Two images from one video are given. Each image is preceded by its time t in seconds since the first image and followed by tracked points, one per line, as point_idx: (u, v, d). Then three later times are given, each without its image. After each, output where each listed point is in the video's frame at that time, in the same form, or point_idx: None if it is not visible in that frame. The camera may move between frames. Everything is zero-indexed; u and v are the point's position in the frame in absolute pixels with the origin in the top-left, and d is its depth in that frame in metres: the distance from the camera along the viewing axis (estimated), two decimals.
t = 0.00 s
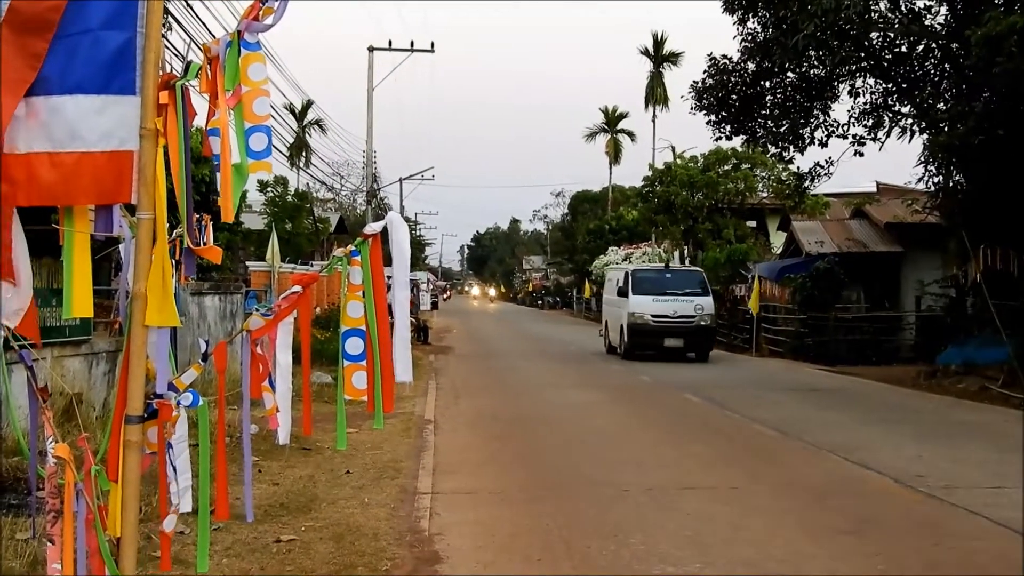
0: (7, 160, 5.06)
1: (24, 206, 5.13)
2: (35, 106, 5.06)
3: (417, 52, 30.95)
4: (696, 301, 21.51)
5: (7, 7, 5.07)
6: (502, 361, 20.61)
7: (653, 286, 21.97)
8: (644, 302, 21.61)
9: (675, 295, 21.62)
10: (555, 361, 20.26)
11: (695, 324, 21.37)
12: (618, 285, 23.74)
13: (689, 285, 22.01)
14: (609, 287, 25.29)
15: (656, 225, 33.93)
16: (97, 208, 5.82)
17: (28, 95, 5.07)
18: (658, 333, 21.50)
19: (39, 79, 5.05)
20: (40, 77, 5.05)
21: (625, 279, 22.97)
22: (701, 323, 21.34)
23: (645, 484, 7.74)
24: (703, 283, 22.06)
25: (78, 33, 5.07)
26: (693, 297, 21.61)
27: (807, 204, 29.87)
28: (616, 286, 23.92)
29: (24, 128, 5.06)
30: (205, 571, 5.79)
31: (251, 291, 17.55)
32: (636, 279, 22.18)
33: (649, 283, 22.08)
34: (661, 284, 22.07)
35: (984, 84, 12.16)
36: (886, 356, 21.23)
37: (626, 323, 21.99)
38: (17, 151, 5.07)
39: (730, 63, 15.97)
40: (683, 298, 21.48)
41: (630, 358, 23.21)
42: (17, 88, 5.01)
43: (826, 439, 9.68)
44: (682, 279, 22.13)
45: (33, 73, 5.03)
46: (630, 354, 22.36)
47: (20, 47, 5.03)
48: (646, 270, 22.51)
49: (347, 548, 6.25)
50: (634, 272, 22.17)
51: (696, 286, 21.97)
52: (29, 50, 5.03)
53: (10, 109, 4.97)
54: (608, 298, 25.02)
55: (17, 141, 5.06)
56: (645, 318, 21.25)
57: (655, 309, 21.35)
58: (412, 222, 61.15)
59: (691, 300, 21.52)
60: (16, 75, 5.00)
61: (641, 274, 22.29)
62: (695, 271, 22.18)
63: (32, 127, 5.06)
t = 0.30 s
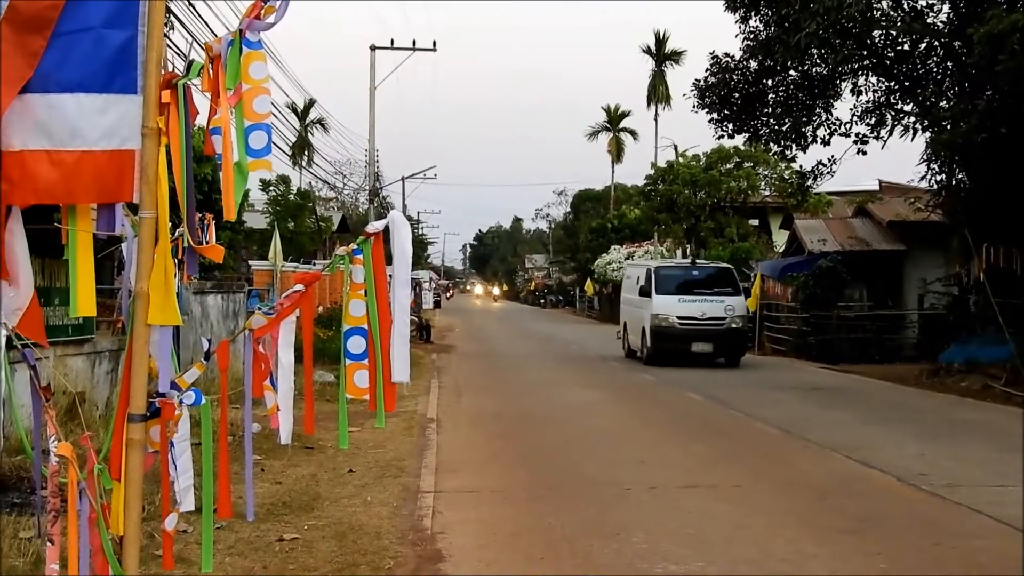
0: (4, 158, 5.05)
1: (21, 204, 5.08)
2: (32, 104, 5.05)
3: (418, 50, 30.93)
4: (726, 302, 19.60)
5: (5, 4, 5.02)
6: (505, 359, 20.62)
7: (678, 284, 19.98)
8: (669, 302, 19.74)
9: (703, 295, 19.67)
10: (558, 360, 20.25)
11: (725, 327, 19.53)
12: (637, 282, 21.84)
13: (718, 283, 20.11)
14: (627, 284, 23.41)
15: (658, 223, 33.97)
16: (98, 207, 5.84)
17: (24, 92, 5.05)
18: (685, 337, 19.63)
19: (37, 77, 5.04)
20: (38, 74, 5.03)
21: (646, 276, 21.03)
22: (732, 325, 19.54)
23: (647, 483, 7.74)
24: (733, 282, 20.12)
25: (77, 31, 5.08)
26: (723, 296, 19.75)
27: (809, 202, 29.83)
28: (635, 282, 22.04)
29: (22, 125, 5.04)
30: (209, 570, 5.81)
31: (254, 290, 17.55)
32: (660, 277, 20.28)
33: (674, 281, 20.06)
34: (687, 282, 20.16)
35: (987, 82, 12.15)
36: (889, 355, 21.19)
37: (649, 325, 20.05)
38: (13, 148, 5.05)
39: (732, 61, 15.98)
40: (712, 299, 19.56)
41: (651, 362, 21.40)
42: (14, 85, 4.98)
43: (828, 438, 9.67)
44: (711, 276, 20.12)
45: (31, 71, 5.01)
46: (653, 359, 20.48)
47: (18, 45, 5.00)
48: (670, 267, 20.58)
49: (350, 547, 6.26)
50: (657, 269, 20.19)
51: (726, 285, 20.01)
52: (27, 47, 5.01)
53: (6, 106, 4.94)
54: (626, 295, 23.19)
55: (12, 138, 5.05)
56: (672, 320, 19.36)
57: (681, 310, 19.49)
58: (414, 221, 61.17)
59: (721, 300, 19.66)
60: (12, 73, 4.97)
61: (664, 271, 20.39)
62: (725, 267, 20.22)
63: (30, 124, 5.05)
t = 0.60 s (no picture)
0: None
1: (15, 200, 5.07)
2: (30, 101, 5.04)
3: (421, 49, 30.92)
4: (759, 300, 17.72)
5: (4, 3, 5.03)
6: (508, 358, 20.64)
7: (706, 281, 18.19)
8: (695, 301, 17.86)
9: (734, 293, 17.79)
10: (561, 358, 20.27)
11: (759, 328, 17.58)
12: (659, 279, 20.07)
13: (750, 280, 18.26)
14: (646, 282, 21.62)
15: (661, 221, 34.15)
16: (100, 205, 5.85)
17: (19, 90, 5.04)
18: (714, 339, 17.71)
19: (33, 74, 5.03)
20: (36, 71, 5.03)
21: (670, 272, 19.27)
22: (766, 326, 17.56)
23: (650, 481, 7.74)
24: (765, 279, 18.33)
25: (78, 29, 5.09)
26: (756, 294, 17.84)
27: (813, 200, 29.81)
28: (657, 279, 20.27)
29: (19, 122, 5.04)
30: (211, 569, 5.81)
31: (257, 289, 17.57)
32: (686, 274, 18.43)
33: (700, 277, 18.31)
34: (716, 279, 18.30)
35: (989, 80, 12.14)
36: (892, 354, 21.17)
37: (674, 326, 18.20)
38: (9, 146, 5.04)
39: (735, 59, 15.97)
40: (743, 297, 17.67)
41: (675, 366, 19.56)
42: (9, 83, 4.98)
43: (831, 436, 9.66)
44: (742, 273, 18.35)
45: (28, 69, 5.01)
46: (678, 363, 18.62)
47: (16, 43, 5.01)
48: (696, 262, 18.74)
49: (353, 545, 6.26)
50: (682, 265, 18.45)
51: (758, 282, 18.22)
52: (23, 45, 5.01)
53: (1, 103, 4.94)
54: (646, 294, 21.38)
55: (9, 136, 5.05)
56: (699, 320, 17.50)
57: (710, 309, 17.59)
58: (417, 219, 61.21)
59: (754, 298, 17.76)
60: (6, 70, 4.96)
61: (690, 266, 18.53)
62: (757, 262, 18.46)
63: (28, 121, 5.04)
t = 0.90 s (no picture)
0: (4, 154, 5.06)
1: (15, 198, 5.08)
2: (35, 100, 5.05)
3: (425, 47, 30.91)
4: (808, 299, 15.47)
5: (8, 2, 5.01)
6: (512, 356, 20.66)
7: (746, 277, 15.94)
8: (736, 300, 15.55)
9: (779, 292, 15.53)
10: (565, 356, 20.28)
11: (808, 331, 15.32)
12: (690, 274, 17.82)
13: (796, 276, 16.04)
14: (674, 277, 19.34)
15: (667, 219, 34.39)
16: (105, 203, 5.84)
17: (25, 89, 5.06)
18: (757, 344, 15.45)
19: (38, 73, 5.03)
20: (41, 71, 5.04)
21: (703, 267, 17.01)
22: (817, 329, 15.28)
23: (655, 478, 7.73)
24: (813, 275, 16.10)
25: (82, 27, 5.10)
26: (803, 293, 15.58)
27: (818, 197, 29.80)
28: (688, 274, 18.05)
29: (23, 121, 5.06)
30: (217, 566, 5.82)
31: (262, 287, 17.59)
32: (723, 267, 16.19)
33: (740, 273, 16.04)
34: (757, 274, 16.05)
35: (994, 77, 12.13)
36: (897, 351, 21.17)
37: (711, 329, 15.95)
38: (14, 145, 5.06)
39: (739, 57, 15.90)
40: (790, 296, 15.41)
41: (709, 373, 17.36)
42: (13, 81, 4.97)
43: (836, 433, 9.66)
44: (787, 268, 16.07)
45: (32, 67, 5.01)
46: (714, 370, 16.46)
47: (19, 40, 5.00)
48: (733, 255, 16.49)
49: (358, 543, 6.26)
50: (719, 258, 16.22)
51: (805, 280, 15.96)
52: (27, 43, 5.00)
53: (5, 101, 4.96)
54: (674, 292, 19.19)
55: (12, 135, 5.06)
56: (741, 322, 15.23)
57: (753, 310, 15.34)
58: (422, 218, 61.28)
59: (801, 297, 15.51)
60: (11, 69, 4.96)
61: (728, 260, 16.28)
62: (804, 256, 16.21)
63: (32, 119, 5.05)
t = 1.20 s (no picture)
0: (14, 154, 5.10)
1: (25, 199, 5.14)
2: (43, 101, 5.09)
3: (430, 45, 30.92)
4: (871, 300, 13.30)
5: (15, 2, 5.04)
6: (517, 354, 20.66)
7: (799, 273, 13.83)
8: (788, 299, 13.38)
9: (839, 291, 13.35)
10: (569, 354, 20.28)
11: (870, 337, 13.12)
12: (730, 271, 15.69)
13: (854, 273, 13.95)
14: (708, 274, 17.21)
15: (671, 216, 34.31)
16: (109, 202, 5.84)
17: (34, 89, 5.09)
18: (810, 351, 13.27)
19: (46, 73, 5.06)
20: (48, 71, 5.06)
21: (747, 262, 14.88)
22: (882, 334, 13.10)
23: (660, 476, 7.73)
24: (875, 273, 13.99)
25: (87, 26, 5.08)
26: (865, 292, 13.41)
27: (822, 194, 29.76)
28: (725, 270, 15.96)
29: (31, 122, 5.10)
30: (222, 564, 5.82)
31: (267, 285, 17.60)
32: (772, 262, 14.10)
33: (790, 268, 13.93)
34: (811, 270, 13.92)
35: (999, 73, 12.12)
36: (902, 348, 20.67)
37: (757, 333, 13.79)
38: (22, 146, 5.10)
39: (743, 54, 15.96)
40: (851, 296, 13.25)
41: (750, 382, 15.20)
42: (22, 82, 5.02)
43: (841, 431, 9.64)
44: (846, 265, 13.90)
45: (41, 67, 5.03)
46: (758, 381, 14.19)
47: (28, 41, 5.02)
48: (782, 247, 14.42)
49: (363, 541, 6.26)
50: (766, 252, 14.16)
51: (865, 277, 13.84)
52: (36, 44, 5.02)
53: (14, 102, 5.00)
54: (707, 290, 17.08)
55: (21, 137, 5.11)
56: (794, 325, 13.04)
57: (809, 312, 13.13)
58: (426, 216, 61.33)
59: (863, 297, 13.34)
60: (22, 70, 5.00)
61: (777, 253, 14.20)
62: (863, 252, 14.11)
63: (40, 120, 5.09)
